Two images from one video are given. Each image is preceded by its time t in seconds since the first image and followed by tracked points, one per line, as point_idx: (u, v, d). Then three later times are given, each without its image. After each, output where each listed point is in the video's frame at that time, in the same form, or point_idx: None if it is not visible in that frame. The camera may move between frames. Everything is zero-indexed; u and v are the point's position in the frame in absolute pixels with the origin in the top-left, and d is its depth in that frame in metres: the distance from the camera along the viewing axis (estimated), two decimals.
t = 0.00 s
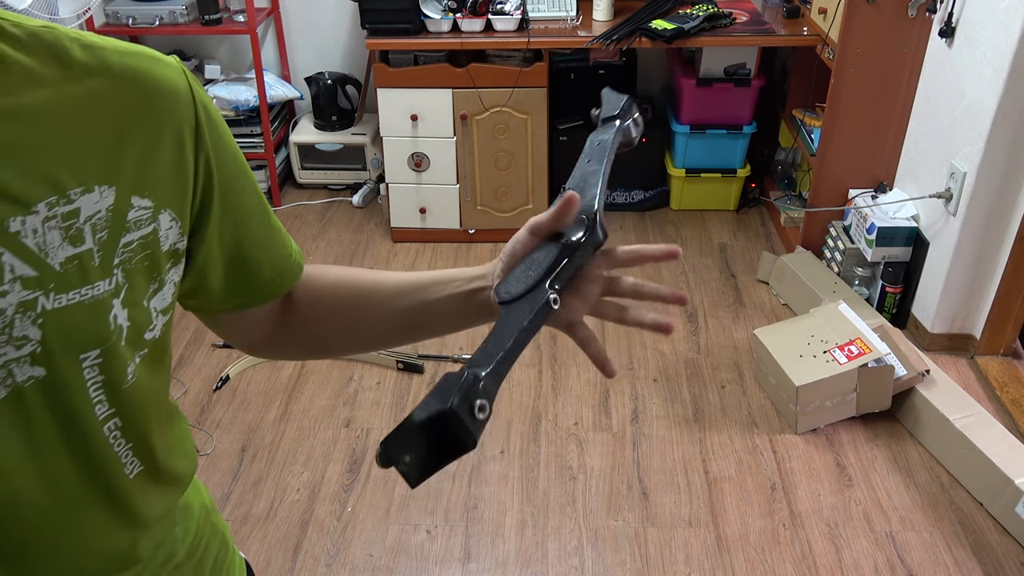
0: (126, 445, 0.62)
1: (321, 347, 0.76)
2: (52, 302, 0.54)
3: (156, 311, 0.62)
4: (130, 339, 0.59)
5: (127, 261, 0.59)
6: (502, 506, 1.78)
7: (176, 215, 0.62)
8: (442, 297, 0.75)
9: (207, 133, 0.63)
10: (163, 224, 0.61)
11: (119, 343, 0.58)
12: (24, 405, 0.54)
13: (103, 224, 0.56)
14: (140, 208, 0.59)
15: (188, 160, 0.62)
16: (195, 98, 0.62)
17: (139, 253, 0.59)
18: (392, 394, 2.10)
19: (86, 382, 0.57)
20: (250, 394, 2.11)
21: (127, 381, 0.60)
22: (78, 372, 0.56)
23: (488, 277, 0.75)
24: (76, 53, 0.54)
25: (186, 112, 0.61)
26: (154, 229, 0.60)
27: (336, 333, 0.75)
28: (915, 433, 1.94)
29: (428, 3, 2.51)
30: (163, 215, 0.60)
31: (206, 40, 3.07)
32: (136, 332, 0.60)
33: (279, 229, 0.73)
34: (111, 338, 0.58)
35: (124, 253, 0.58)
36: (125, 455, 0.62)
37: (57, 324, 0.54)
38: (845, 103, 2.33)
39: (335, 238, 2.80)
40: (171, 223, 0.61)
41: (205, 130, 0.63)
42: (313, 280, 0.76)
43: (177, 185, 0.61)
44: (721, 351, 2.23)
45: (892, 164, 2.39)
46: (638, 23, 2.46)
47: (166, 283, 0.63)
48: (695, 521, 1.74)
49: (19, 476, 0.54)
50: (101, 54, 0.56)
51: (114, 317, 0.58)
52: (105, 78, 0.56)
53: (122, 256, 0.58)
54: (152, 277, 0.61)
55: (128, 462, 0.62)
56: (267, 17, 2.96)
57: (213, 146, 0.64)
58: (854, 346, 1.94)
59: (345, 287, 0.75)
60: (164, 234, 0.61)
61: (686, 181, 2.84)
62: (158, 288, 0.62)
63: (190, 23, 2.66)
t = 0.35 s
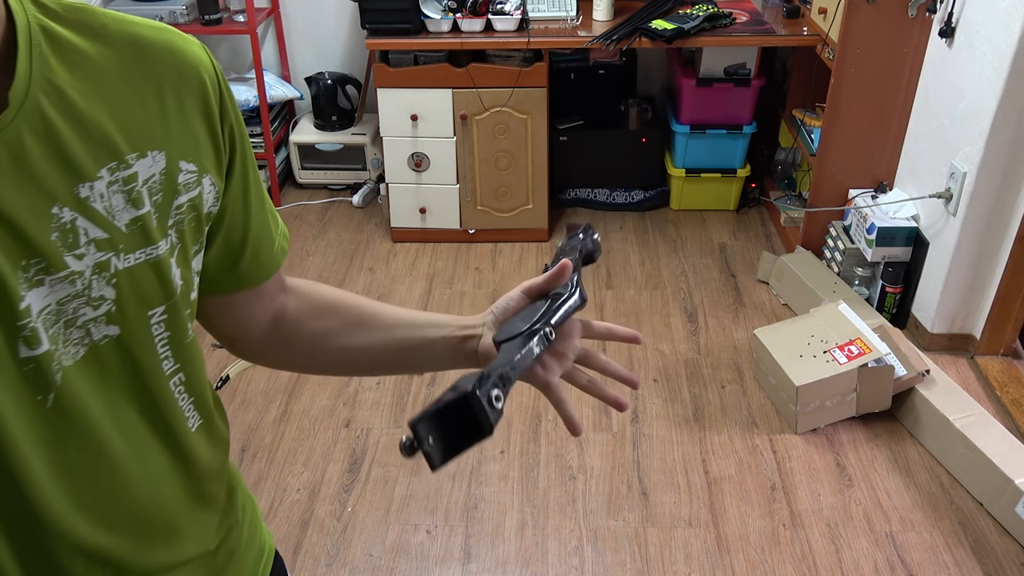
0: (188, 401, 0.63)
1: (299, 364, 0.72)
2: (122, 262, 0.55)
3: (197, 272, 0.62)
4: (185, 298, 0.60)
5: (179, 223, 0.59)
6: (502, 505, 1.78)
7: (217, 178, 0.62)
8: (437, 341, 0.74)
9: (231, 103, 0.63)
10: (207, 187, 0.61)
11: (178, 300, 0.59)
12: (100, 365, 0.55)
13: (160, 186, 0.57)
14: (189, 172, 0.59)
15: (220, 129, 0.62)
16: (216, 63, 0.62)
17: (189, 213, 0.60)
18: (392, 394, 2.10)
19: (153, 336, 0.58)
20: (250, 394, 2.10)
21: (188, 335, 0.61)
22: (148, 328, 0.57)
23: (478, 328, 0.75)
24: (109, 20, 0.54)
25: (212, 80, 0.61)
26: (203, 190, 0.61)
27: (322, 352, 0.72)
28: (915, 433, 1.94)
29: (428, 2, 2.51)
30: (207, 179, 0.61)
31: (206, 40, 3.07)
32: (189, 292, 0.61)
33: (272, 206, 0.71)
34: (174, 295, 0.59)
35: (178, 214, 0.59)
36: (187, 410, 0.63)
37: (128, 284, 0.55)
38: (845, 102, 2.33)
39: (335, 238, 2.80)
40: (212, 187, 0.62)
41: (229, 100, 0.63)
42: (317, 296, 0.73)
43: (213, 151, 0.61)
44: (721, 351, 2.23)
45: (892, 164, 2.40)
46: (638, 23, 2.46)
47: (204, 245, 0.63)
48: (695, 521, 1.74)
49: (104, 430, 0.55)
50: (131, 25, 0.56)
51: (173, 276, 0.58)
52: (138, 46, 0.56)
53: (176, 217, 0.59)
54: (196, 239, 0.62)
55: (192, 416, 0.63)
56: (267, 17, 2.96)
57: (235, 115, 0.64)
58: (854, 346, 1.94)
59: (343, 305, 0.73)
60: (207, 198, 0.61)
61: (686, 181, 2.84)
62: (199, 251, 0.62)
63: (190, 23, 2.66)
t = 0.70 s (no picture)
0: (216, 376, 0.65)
1: (312, 341, 0.74)
2: (159, 246, 0.57)
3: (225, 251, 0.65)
4: (215, 277, 0.63)
5: (209, 205, 0.61)
6: (502, 506, 1.78)
7: (240, 160, 0.64)
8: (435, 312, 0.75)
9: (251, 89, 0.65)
10: (232, 168, 0.63)
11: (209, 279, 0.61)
12: (139, 345, 0.57)
13: (192, 170, 0.59)
14: (217, 157, 0.61)
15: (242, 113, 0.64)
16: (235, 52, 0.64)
17: (218, 196, 0.62)
18: (392, 395, 2.10)
19: (187, 317, 0.60)
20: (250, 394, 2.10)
21: (217, 316, 0.63)
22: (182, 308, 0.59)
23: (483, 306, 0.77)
24: (132, 10, 0.56)
25: (233, 65, 0.63)
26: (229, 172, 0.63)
27: (334, 328, 0.74)
28: (915, 433, 1.94)
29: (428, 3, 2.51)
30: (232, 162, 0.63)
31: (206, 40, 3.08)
32: (217, 273, 0.63)
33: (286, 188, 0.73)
34: (208, 277, 0.61)
35: (208, 198, 0.61)
36: (216, 386, 0.65)
37: (164, 266, 0.57)
38: (845, 102, 2.33)
39: (335, 238, 2.80)
40: (235, 168, 0.64)
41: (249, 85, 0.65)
42: (324, 275, 0.74)
43: (237, 135, 0.64)
44: (721, 351, 2.23)
45: (892, 164, 2.40)
46: (638, 23, 2.46)
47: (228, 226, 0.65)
48: (695, 521, 1.74)
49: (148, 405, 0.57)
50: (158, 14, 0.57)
51: (206, 259, 0.61)
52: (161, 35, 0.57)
53: (206, 200, 0.61)
54: (224, 220, 0.64)
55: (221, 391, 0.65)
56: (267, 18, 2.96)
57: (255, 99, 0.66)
58: (853, 346, 1.94)
59: (351, 283, 0.75)
60: (232, 180, 0.64)
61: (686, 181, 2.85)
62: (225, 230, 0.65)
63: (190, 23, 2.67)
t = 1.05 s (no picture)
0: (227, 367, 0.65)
1: (317, 330, 0.75)
2: (157, 235, 0.57)
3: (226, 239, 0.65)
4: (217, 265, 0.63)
5: (207, 191, 0.61)
6: (502, 506, 1.78)
7: (237, 146, 0.65)
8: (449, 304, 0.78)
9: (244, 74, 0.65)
10: (229, 154, 0.63)
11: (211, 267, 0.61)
12: (143, 334, 0.57)
13: (188, 157, 0.59)
14: (213, 143, 0.61)
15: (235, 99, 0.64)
16: (227, 38, 0.65)
17: (216, 182, 0.62)
18: (392, 394, 2.10)
19: (191, 306, 0.60)
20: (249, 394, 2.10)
21: (221, 303, 0.63)
22: (184, 297, 0.59)
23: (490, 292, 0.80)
24: None
25: (224, 52, 0.63)
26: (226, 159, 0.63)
27: (338, 317, 0.75)
28: (915, 433, 1.94)
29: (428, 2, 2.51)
30: (228, 148, 0.63)
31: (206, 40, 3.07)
32: (218, 260, 0.63)
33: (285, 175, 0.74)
34: (208, 263, 0.61)
35: (205, 184, 0.61)
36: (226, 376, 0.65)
37: (163, 254, 0.57)
38: (845, 103, 2.33)
39: (335, 238, 2.80)
40: (232, 154, 0.64)
41: (242, 71, 0.65)
42: (326, 265, 0.75)
43: (231, 120, 0.64)
44: (721, 351, 2.23)
45: (892, 165, 2.40)
46: (638, 23, 2.46)
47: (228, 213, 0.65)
48: (695, 521, 1.74)
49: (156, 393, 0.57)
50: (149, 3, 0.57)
51: (206, 246, 0.61)
52: (150, 21, 0.57)
53: (205, 186, 0.61)
54: (224, 207, 0.64)
55: (231, 382, 0.66)
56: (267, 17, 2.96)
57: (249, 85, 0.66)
58: (854, 346, 1.94)
59: (354, 273, 0.76)
60: (229, 166, 0.64)
61: (685, 181, 2.85)
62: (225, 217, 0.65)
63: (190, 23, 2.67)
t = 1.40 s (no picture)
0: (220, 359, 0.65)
1: (320, 320, 0.77)
2: (137, 227, 0.57)
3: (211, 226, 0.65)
4: (201, 255, 0.63)
5: (187, 179, 0.62)
6: (502, 506, 1.78)
7: (214, 132, 0.65)
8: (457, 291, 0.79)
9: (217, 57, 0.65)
10: (206, 139, 0.64)
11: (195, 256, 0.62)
12: (130, 330, 0.57)
13: (164, 145, 0.59)
14: (188, 129, 0.61)
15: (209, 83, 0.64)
16: (194, 19, 0.64)
17: (196, 169, 0.62)
18: (392, 394, 2.10)
19: (178, 298, 0.60)
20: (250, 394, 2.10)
21: (208, 293, 0.63)
22: (170, 289, 0.59)
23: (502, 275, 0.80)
24: None
25: (194, 35, 0.63)
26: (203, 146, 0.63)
27: (339, 305, 0.77)
28: (915, 433, 1.94)
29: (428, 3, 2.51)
30: (205, 134, 0.63)
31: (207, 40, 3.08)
32: (204, 249, 0.64)
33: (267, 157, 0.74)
34: (191, 253, 0.61)
35: (184, 172, 0.61)
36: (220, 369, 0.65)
37: (144, 246, 0.57)
38: (845, 103, 2.33)
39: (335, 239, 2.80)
40: (209, 140, 0.64)
41: (214, 54, 0.65)
42: (327, 255, 0.77)
43: (206, 105, 0.64)
44: (721, 351, 2.23)
45: (892, 165, 2.40)
46: (637, 23, 2.46)
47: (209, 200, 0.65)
48: (695, 521, 1.74)
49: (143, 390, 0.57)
50: None
51: (187, 235, 0.61)
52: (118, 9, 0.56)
53: (184, 174, 0.61)
54: (205, 193, 0.65)
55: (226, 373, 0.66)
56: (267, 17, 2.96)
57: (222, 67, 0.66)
58: (854, 346, 1.94)
59: (354, 261, 0.78)
60: (208, 152, 0.64)
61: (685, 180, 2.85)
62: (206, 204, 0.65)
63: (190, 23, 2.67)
